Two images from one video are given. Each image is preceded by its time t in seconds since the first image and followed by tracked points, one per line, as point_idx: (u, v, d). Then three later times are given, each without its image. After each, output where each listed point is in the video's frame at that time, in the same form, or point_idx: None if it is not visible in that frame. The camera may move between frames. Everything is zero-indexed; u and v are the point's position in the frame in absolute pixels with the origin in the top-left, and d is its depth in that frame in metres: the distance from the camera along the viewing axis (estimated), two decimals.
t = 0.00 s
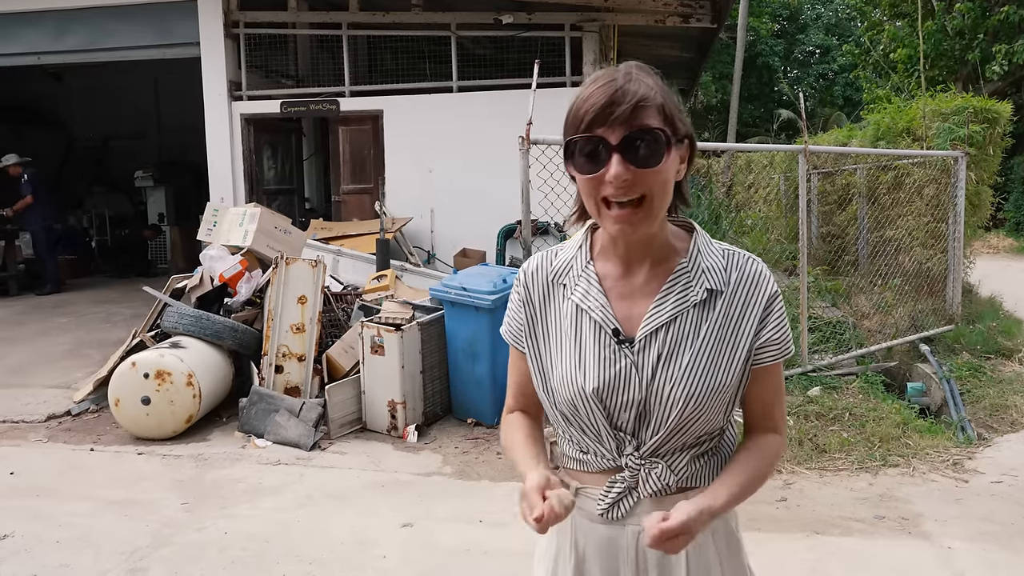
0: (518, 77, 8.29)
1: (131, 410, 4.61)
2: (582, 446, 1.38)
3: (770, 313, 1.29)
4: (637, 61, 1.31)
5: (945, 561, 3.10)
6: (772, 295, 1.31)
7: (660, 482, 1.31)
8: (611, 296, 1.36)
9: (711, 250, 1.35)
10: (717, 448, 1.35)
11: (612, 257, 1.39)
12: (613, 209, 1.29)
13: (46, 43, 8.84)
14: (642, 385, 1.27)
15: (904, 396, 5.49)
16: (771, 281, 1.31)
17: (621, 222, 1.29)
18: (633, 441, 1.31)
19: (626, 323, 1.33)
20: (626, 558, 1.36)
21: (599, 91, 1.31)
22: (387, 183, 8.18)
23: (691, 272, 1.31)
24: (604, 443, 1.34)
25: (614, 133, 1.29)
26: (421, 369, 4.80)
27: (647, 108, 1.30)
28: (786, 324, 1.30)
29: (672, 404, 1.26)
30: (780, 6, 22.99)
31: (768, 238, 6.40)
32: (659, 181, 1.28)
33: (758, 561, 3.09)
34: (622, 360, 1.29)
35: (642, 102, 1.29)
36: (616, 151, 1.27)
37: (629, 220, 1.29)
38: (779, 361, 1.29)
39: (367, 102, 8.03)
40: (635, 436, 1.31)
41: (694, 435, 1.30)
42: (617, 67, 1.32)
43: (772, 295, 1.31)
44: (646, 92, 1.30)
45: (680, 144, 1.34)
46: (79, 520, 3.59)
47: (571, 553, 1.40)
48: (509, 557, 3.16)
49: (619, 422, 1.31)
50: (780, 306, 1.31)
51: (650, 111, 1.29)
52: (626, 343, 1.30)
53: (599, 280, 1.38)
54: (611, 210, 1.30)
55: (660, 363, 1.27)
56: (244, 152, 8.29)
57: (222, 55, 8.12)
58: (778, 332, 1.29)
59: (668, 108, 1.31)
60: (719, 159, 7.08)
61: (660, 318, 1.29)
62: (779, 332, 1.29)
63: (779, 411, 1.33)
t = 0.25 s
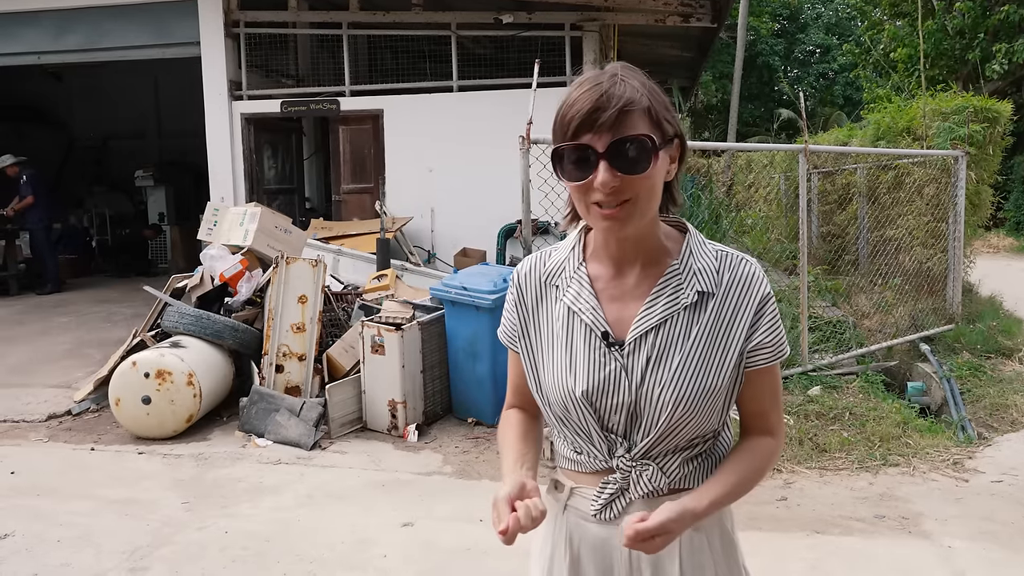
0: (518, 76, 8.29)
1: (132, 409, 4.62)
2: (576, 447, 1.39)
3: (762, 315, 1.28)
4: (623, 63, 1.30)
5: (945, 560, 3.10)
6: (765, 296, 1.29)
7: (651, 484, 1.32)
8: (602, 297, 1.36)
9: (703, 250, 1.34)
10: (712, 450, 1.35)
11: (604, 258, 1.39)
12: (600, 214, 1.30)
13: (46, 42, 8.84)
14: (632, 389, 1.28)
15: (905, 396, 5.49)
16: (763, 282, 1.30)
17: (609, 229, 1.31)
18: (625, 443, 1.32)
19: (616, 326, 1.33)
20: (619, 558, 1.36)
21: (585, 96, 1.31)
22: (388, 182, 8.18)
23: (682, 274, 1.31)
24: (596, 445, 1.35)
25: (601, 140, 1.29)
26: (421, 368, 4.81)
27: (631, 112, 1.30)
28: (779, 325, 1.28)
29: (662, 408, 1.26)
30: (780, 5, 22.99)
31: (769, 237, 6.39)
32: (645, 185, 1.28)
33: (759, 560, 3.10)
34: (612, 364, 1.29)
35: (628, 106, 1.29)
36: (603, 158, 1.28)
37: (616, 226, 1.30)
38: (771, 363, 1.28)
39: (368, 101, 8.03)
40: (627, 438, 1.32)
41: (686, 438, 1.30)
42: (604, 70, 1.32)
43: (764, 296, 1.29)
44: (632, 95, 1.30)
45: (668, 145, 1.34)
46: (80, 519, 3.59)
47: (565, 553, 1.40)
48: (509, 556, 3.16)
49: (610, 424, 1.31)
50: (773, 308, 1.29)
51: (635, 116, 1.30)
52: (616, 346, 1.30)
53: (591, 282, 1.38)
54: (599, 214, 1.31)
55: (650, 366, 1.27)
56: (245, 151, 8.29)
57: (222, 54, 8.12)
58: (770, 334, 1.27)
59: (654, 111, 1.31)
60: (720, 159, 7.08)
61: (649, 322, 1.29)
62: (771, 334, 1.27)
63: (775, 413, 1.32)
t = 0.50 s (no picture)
0: (518, 76, 8.29)
1: (133, 409, 4.62)
2: (572, 445, 1.39)
3: (757, 309, 1.29)
4: (619, 59, 1.34)
5: (945, 560, 3.11)
6: (759, 290, 1.30)
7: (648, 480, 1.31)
8: (597, 294, 1.37)
9: (698, 247, 1.35)
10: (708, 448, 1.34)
11: (599, 254, 1.40)
12: (592, 205, 1.32)
13: (47, 42, 8.85)
14: (627, 384, 1.28)
15: (905, 395, 5.50)
16: (758, 278, 1.31)
17: (600, 220, 1.32)
18: (621, 439, 1.32)
19: (611, 322, 1.33)
20: (616, 559, 1.36)
21: (579, 89, 1.34)
22: (388, 182, 8.18)
23: (678, 269, 1.32)
24: (592, 442, 1.35)
25: (592, 129, 1.31)
26: (421, 368, 4.81)
27: (625, 104, 1.32)
28: (773, 320, 1.29)
29: (657, 401, 1.27)
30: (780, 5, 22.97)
31: (770, 237, 6.39)
32: (637, 176, 1.30)
33: (758, 560, 3.10)
34: (607, 359, 1.29)
35: (621, 97, 1.32)
36: (594, 146, 1.30)
37: (607, 217, 1.31)
38: (766, 357, 1.28)
39: (368, 101, 8.03)
40: (623, 434, 1.32)
41: (682, 433, 1.30)
42: (601, 67, 1.35)
43: (758, 290, 1.30)
44: (625, 88, 1.33)
45: (662, 142, 1.36)
46: (80, 518, 3.59)
47: (562, 554, 1.40)
48: (509, 555, 3.16)
49: (605, 419, 1.31)
50: (767, 303, 1.30)
51: (628, 107, 1.32)
52: (611, 341, 1.30)
53: (585, 278, 1.39)
54: (591, 205, 1.32)
55: (645, 360, 1.28)
56: (245, 151, 8.29)
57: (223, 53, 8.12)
58: (764, 329, 1.28)
59: (647, 104, 1.33)
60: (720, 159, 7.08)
61: (645, 316, 1.29)
62: (766, 328, 1.28)
63: (773, 409, 1.33)
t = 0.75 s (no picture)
0: (519, 76, 8.29)
1: (133, 407, 4.63)
2: (565, 445, 1.39)
3: (744, 303, 1.31)
4: (626, 59, 1.36)
5: (944, 560, 3.11)
6: (745, 282, 1.32)
7: (642, 476, 1.32)
8: (586, 291, 1.37)
9: (685, 243, 1.36)
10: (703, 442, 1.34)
11: (587, 251, 1.41)
12: (586, 196, 1.32)
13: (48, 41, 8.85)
14: (619, 378, 1.28)
15: (904, 396, 5.51)
16: (743, 271, 1.33)
17: (592, 212, 1.33)
18: (615, 435, 1.32)
19: (601, 318, 1.34)
20: (615, 559, 1.36)
21: (584, 83, 1.36)
22: (389, 181, 8.19)
23: (665, 265, 1.33)
24: (586, 439, 1.34)
25: (596, 122, 1.33)
26: (422, 367, 4.81)
27: (629, 102, 1.34)
28: (761, 312, 1.31)
29: (650, 395, 1.27)
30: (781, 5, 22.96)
31: (770, 236, 6.38)
32: (633, 173, 1.31)
33: (758, 559, 3.11)
34: (598, 354, 1.29)
35: (626, 95, 1.34)
36: (596, 140, 1.31)
37: (600, 210, 1.33)
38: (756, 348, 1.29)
39: (369, 100, 8.04)
40: (617, 430, 1.32)
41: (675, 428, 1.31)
42: (606, 64, 1.37)
43: (744, 282, 1.32)
44: (631, 86, 1.35)
45: (658, 145, 1.38)
46: (81, 517, 3.60)
47: (561, 555, 1.40)
48: (510, 554, 3.16)
49: (598, 415, 1.31)
50: (754, 296, 1.32)
51: (632, 105, 1.34)
52: (601, 337, 1.31)
53: (574, 276, 1.39)
54: (585, 197, 1.33)
55: (636, 354, 1.28)
56: (246, 150, 8.30)
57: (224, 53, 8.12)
58: (754, 321, 1.29)
59: (650, 106, 1.35)
60: (721, 159, 7.07)
61: (635, 310, 1.30)
62: (754, 319, 1.29)
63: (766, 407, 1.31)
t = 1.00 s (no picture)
0: (519, 75, 8.29)
1: (134, 407, 4.63)
2: (563, 448, 1.39)
3: (735, 298, 1.31)
4: (613, 62, 1.36)
5: (944, 559, 3.12)
6: (735, 276, 1.33)
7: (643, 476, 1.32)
8: (577, 294, 1.37)
9: (672, 241, 1.37)
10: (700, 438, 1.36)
11: (576, 254, 1.41)
12: (577, 199, 1.32)
13: (48, 41, 8.86)
14: (615, 378, 1.28)
15: (904, 395, 5.52)
16: (732, 265, 1.34)
17: (583, 214, 1.32)
18: (613, 435, 1.32)
19: (593, 319, 1.34)
20: (619, 560, 1.36)
21: (574, 85, 1.35)
22: (389, 180, 8.19)
23: (655, 263, 1.33)
24: (584, 440, 1.34)
25: (588, 125, 1.33)
26: (422, 366, 4.82)
27: (619, 105, 1.35)
28: (751, 305, 1.32)
29: (646, 394, 1.27)
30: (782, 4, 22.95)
31: (770, 236, 6.37)
32: (624, 176, 1.32)
33: (757, 558, 3.11)
34: (592, 355, 1.29)
35: (616, 99, 1.35)
36: (587, 142, 1.31)
37: (590, 212, 1.33)
38: (749, 343, 1.31)
39: (369, 100, 8.04)
40: (614, 430, 1.32)
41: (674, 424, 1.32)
42: (593, 67, 1.37)
43: (734, 276, 1.33)
44: (620, 90, 1.36)
45: (646, 148, 1.38)
46: (82, 516, 3.61)
47: (564, 559, 1.40)
48: (510, 553, 3.17)
49: (595, 415, 1.31)
50: (744, 289, 1.33)
51: (623, 109, 1.35)
52: (594, 338, 1.30)
53: (564, 280, 1.39)
54: (575, 199, 1.33)
55: (630, 353, 1.28)
56: (246, 149, 8.30)
57: (225, 53, 8.12)
58: (745, 315, 1.31)
59: (638, 110, 1.36)
60: (721, 158, 7.08)
61: (626, 309, 1.30)
62: (746, 314, 1.31)
63: (760, 389, 1.38)
